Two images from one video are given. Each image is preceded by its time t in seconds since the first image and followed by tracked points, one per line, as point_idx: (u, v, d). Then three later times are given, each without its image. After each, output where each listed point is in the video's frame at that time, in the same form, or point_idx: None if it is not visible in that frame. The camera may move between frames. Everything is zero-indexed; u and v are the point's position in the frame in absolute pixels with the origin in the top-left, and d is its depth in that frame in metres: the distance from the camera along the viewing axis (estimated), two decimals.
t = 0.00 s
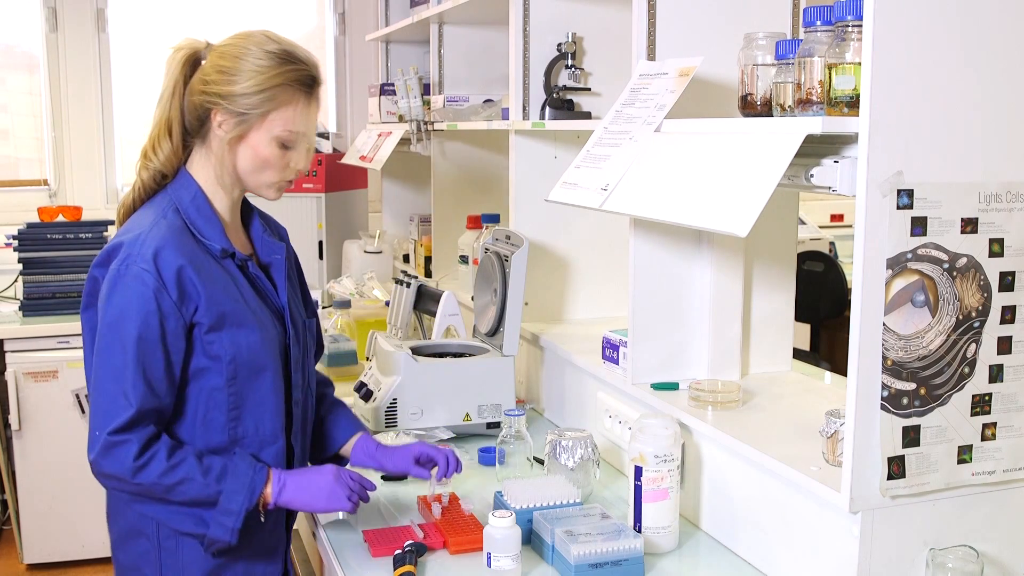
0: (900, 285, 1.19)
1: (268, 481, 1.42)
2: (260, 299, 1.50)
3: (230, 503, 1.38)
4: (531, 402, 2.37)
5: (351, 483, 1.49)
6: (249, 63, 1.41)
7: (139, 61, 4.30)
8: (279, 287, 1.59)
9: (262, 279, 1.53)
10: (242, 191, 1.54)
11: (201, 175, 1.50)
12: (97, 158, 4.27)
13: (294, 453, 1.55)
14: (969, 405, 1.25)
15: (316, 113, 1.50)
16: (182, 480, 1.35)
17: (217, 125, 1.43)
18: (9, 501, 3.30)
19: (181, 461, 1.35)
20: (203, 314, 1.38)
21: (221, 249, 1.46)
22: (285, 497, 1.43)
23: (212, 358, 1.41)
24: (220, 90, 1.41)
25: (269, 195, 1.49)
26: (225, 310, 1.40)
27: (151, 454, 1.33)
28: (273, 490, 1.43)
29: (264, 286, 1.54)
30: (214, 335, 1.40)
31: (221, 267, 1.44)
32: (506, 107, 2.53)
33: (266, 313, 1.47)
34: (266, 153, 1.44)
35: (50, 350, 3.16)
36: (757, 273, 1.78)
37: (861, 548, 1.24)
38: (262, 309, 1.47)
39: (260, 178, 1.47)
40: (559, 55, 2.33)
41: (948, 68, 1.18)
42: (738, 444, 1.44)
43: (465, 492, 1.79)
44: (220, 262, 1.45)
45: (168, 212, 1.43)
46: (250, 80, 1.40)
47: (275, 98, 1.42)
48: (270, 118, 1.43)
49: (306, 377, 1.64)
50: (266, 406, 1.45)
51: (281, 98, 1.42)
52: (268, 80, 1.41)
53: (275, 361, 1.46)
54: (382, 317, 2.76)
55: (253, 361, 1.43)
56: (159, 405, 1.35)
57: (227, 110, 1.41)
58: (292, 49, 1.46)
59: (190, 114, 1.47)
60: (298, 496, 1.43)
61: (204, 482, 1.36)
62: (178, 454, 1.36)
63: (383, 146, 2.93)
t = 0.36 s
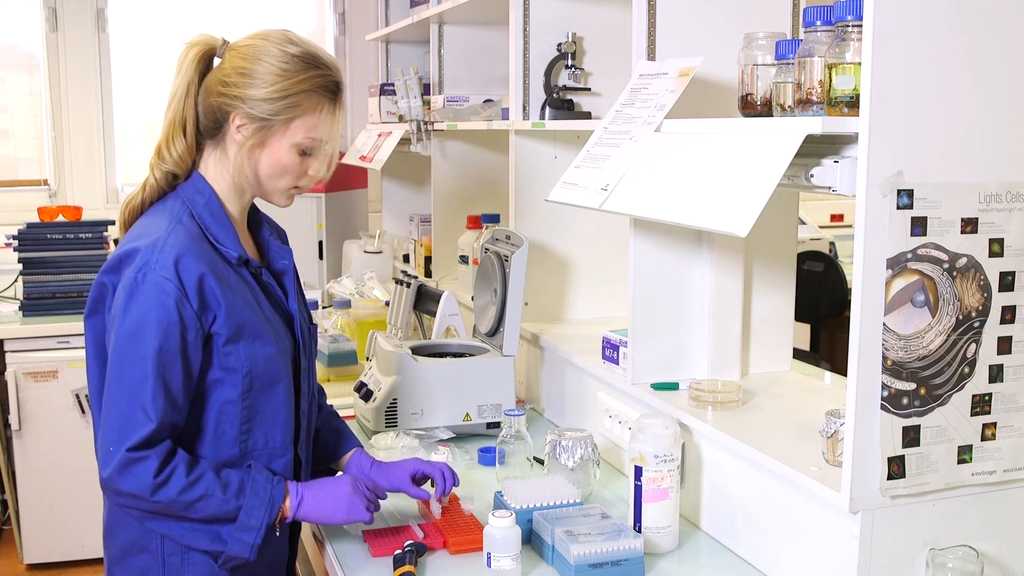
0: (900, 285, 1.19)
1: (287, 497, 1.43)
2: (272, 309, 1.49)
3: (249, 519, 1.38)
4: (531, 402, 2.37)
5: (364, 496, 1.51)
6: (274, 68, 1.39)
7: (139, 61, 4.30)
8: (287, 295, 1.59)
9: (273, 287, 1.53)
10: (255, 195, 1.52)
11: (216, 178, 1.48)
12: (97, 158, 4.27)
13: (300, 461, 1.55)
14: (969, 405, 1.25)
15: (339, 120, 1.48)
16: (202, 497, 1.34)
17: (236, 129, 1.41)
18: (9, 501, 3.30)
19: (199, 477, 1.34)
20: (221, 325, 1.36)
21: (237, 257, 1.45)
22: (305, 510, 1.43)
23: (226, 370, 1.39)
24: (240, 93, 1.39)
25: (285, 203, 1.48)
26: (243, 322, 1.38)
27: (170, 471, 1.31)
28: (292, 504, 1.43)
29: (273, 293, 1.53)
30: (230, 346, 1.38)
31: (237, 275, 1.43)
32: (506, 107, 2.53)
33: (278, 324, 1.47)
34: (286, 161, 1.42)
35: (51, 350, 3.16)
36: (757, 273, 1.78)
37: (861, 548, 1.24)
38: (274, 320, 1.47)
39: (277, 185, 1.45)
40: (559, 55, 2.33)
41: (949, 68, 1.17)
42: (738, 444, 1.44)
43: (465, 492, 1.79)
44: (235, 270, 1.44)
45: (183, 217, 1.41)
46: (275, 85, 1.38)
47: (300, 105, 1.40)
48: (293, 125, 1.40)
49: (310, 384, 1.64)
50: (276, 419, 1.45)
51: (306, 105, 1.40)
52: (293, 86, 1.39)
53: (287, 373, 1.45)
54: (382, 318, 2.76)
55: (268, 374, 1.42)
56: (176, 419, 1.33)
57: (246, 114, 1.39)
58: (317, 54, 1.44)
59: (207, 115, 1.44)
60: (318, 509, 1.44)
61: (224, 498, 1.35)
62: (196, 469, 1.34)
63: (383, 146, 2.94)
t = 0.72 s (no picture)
0: (900, 285, 1.19)
1: (292, 499, 1.44)
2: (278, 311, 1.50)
3: (257, 521, 1.38)
4: (531, 402, 2.37)
5: (368, 498, 1.53)
6: (286, 71, 1.39)
7: (139, 61, 4.30)
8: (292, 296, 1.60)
9: (278, 288, 1.53)
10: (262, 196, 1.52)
11: (224, 178, 1.48)
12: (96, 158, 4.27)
13: (304, 462, 1.55)
14: (969, 405, 1.25)
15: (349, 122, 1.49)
16: (209, 500, 1.34)
17: (246, 131, 1.41)
18: (10, 501, 3.30)
19: (207, 481, 1.34)
20: (229, 328, 1.36)
21: (244, 259, 1.45)
22: (311, 512, 1.45)
23: (233, 373, 1.39)
24: (251, 95, 1.39)
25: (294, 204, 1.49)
26: (251, 325, 1.38)
27: (178, 474, 1.31)
28: (298, 506, 1.44)
29: (279, 294, 1.54)
30: (238, 349, 1.38)
31: (244, 277, 1.43)
32: (506, 107, 2.53)
33: (284, 326, 1.47)
34: (296, 163, 1.43)
35: (51, 350, 3.16)
36: (757, 273, 1.78)
37: (861, 548, 1.24)
38: (281, 322, 1.47)
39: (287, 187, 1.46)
40: (559, 55, 2.33)
41: (949, 68, 1.18)
42: (738, 443, 1.44)
43: (465, 492, 1.79)
44: (242, 272, 1.44)
45: (190, 218, 1.41)
46: (286, 87, 1.38)
47: (311, 107, 1.40)
48: (304, 127, 1.41)
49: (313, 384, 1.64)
50: (282, 421, 1.45)
51: (317, 108, 1.41)
52: (305, 88, 1.39)
53: (293, 375, 1.45)
54: (382, 318, 2.76)
55: (274, 376, 1.42)
56: (184, 423, 1.32)
57: (257, 116, 1.39)
58: (328, 57, 1.45)
59: (216, 115, 1.44)
60: (324, 511, 1.45)
61: (231, 500, 1.36)
62: (204, 472, 1.34)
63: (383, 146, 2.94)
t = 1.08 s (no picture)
0: (900, 285, 1.19)
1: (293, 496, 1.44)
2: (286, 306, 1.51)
3: (264, 516, 1.38)
4: (531, 402, 2.37)
5: (366, 486, 1.52)
6: (288, 70, 1.39)
7: (139, 61, 4.30)
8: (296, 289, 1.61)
9: (284, 283, 1.54)
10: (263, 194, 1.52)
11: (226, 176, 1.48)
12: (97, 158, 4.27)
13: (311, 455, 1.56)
14: (969, 405, 1.25)
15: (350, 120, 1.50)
16: (221, 496, 1.34)
17: (249, 128, 1.41)
18: (10, 502, 3.30)
19: (218, 477, 1.34)
20: (243, 322, 1.37)
21: (251, 255, 1.45)
22: (310, 506, 1.45)
23: (245, 368, 1.39)
24: (253, 92, 1.39)
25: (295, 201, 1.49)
26: (264, 319, 1.39)
27: (192, 471, 1.30)
28: (298, 501, 1.44)
29: (285, 288, 1.55)
30: (251, 344, 1.39)
31: (254, 273, 1.44)
32: (506, 107, 2.52)
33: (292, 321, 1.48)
34: (299, 160, 1.43)
35: (51, 350, 3.16)
36: (757, 273, 1.78)
37: (861, 548, 1.24)
38: (289, 317, 1.48)
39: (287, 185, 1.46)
40: (559, 55, 2.33)
41: (949, 68, 1.18)
42: (738, 443, 1.44)
43: (465, 491, 1.79)
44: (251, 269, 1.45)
45: (200, 216, 1.41)
46: (287, 85, 1.39)
47: (314, 105, 1.41)
48: (307, 125, 1.41)
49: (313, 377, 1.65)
50: (291, 413, 1.46)
51: (320, 106, 1.42)
52: (307, 86, 1.40)
53: (302, 367, 1.47)
54: (382, 318, 2.76)
55: (284, 369, 1.43)
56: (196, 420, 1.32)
57: (259, 113, 1.39)
58: (329, 57, 1.45)
59: (216, 114, 1.44)
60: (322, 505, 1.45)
61: (241, 496, 1.36)
62: (215, 468, 1.34)
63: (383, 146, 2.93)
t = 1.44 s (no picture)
0: (900, 285, 1.19)
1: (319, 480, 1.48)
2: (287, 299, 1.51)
3: (298, 505, 1.41)
4: (531, 402, 2.37)
5: (381, 468, 1.58)
6: (263, 61, 1.39)
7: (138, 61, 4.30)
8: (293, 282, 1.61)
9: (282, 276, 1.55)
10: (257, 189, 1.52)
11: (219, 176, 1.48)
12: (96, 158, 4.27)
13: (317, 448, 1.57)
14: (969, 406, 1.25)
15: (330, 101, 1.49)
16: (258, 490, 1.36)
17: (235, 126, 1.41)
18: (10, 501, 3.30)
19: (254, 472, 1.36)
20: (250, 318, 1.37)
21: (250, 252, 1.45)
22: (337, 490, 1.49)
23: (253, 364, 1.39)
24: (234, 89, 1.38)
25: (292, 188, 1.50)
26: (268, 314, 1.40)
27: (231, 470, 1.32)
28: (324, 484, 1.49)
29: (284, 281, 1.55)
30: (257, 339, 1.39)
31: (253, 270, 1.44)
32: (506, 107, 2.52)
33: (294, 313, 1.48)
34: (288, 150, 1.44)
35: (51, 350, 3.16)
36: (757, 274, 1.78)
37: (861, 548, 1.24)
38: (291, 310, 1.48)
39: (281, 174, 1.46)
40: (559, 55, 2.33)
41: (949, 68, 1.18)
42: (738, 443, 1.44)
43: (465, 491, 1.79)
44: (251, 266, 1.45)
45: (197, 219, 1.40)
46: (265, 77, 1.38)
47: (295, 93, 1.41)
48: (289, 113, 1.41)
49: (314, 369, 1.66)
50: (298, 405, 1.46)
51: (299, 92, 1.41)
52: (283, 74, 1.39)
53: (306, 358, 1.47)
54: (382, 318, 2.76)
55: (291, 362, 1.43)
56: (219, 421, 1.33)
57: (244, 109, 1.39)
58: (300, 42, 1.44)
59: (200, 115, 1.43)
60: (349, 489, 1.50)
61: (275, 488, 1.38)
62: (249, 464, 1.36)
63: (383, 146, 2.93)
